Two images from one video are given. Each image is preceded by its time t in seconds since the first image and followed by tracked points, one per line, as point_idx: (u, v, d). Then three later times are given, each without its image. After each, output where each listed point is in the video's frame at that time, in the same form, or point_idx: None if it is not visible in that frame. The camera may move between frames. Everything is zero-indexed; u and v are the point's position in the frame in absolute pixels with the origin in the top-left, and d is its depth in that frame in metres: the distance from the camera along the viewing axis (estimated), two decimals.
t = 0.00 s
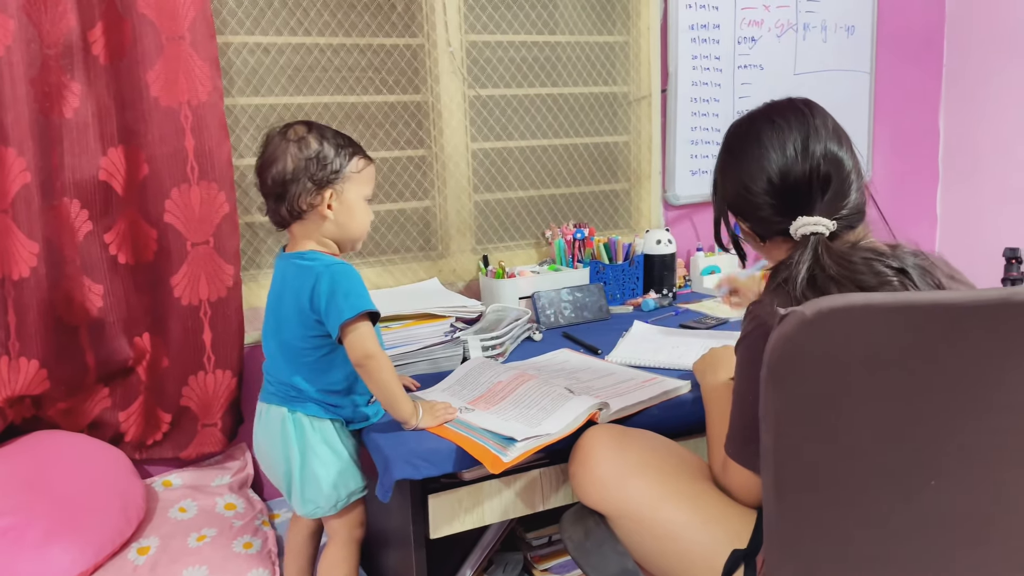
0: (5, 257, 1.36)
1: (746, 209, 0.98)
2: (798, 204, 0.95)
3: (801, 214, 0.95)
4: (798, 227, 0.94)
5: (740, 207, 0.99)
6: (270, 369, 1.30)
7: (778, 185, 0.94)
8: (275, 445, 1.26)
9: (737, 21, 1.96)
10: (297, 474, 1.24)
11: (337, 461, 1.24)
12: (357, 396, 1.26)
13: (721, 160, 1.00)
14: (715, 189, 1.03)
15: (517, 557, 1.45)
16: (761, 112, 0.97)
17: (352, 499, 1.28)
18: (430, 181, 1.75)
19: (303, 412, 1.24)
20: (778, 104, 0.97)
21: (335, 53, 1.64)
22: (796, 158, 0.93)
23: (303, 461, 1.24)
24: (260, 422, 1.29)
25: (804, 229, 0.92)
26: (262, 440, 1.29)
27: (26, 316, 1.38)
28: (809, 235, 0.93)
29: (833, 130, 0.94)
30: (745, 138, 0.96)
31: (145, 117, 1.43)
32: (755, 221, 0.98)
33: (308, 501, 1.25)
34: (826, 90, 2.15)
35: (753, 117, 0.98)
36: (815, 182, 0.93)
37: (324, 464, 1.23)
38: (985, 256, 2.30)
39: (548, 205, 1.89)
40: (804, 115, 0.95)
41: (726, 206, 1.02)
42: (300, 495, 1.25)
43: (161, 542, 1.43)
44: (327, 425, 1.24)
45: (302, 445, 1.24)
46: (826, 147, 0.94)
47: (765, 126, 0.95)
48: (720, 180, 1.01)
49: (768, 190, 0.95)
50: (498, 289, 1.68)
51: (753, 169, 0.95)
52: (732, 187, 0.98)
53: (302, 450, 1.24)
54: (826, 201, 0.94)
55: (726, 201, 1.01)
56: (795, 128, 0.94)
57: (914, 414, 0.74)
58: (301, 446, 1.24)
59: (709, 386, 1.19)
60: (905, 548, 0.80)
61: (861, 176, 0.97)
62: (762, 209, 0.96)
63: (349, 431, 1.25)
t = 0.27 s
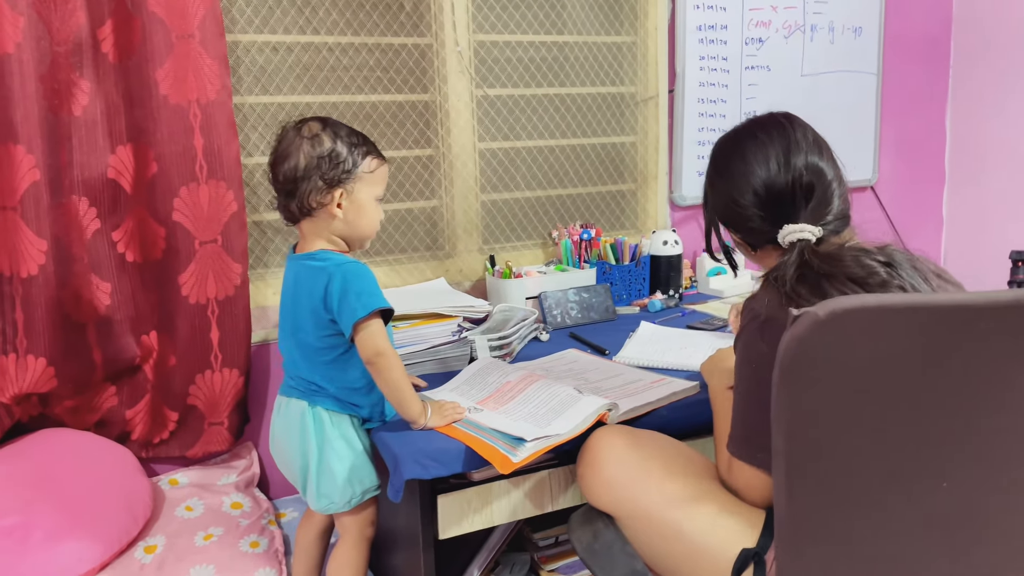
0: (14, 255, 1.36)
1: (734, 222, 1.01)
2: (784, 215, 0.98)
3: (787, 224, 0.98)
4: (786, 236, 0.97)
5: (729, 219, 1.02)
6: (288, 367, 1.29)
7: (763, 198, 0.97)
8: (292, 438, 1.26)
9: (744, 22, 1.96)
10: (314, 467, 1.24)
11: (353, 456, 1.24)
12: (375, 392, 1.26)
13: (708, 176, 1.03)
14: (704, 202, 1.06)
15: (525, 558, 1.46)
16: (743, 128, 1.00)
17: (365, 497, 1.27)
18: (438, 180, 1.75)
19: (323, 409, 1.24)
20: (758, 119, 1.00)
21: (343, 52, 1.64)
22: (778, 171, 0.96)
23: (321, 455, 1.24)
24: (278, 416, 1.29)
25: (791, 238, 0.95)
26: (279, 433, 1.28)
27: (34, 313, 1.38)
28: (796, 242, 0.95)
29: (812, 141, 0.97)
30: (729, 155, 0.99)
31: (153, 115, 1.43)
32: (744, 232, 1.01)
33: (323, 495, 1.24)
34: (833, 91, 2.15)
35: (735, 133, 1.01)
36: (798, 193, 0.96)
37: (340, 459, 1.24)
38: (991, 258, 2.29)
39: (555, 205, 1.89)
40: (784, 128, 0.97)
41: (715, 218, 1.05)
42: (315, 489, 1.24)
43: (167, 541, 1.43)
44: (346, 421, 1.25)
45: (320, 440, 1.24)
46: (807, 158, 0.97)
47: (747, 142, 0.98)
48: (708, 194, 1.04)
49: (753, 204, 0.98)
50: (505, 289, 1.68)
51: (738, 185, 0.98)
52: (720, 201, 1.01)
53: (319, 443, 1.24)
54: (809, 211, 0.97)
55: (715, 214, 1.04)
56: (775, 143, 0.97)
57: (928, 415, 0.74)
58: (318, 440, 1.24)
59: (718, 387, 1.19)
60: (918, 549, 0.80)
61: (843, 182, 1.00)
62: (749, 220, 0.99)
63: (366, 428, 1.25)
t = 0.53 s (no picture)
0: (20, 256, 1.36)
1: (716, 240, 1.09)
2: (759, 231, 1.05)
3: (763, 240, 1.05)
4: (764, 251, 1.03)
5: (711, 238, 1.10)
6: (296, 371, 1.30)
7: (739, 218, 1.05)
8: (298, 439, 1.27)
9: (747, 28, 1.96)
10: (320, 469, 1.25)
11: (359, 458, 1.25)
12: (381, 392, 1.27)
13: (689, 199, 1.11)
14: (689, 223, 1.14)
15: (526, 560, 1.46)
16: (717, 153, 1.08)
17: (370, 499, 1.28)
18: (442, 183, 1.76)
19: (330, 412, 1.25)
20: (731, 143, 1.07)
21: (349, 55, 1.64)
22: (751, 191, 1.03)
23: (327, 457, 1.25)
24: (285, 417, 1.30)
25: (768, 253, 1.02)
26: (285, 433, 1.29)
27: (39, 314, 1.38)
28: (773, 257, 1.02)
29: (782, 160, 1.04)
30: (705, 180, 1.07)
31: (160, 117, 1.43)
32: (726, 250, 1.09)
33: (328, 497, 1.25)
34: (835, 97, 2.16)
35: (710, 159, 1.08)
36: (770, 211, 1.04)
37: (346, 462, 1.24)
38: (991, 264, 2.30)
39: (558, 209, 1.90)
40: (754, 151, 1.05)
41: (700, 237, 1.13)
42: (321, 491, 1.25)
43: (171, 542, 1.44)
44: (353, 423, 1.25)
45: (327, 441, 1.24)
46: (778, 176, 1.04)
47: (720, 167, 1.06)
48: (691, 216, 1.12)
49: (730, 224, 1.06)
50: (508, 292, 1.69)
51: (715, 207, 1.06)
52: (701, 222, 1.09)
53: (326, 445, 1.25)
54: (783, 226, 1.04)
55: (699, 234, 1.12)
56: (746, 165, 1.04)
57: (930, 424, 0.75)
58: (325, 441, 1.25)
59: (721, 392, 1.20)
60: (920, 556, 0.81)
61: (816, 195, 1.07)
62: (729, 238, 1.07)
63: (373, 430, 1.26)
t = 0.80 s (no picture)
0: (22, 261, 1.36)
1: (711, 256, 1.10)
2: (754, 246, 1.06)
3: (758, 255, 1.06)
4: (759, 266, 1.04)
5: (706, 254, 1.11)
6: (291, 382, 1.29)
7: (733, 234, 1.06)
8: (298, 450, 1.26)
9: (750, 39, 1.97)
10: (320, 480, 1.25)
11: (360, 468, 1.25)
12: (379, 400, 1.27)
13: (683, 216, 1.12)
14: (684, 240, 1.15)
15: (526, 570, 1.47)
16: (710, 170, 1.09)
17: (371, 509, 1.28)
18: (444, 191, 1.76)
19: (329, 421, 1.25)
20: (723, 160, 1.09)
21: (353, 63, 1.65)
22: (744, 207, 1.05)
23: (327, 467, 1.25)
24: (283, 427, 1.30)
25: (764, 268, 1.03)
26: (284, 444, 1.29)
27: (41, 320, 1.38)
28: (769, 272, 1.03)
29: (774, 176, 1.05)
30: (699, 197, 1.09)
31: (164, 124, 1.44)
32: (721, 265, 1.10)
33: (330, 508, 1.25)
34: (836, 108, 2.16)
35: (703, 176, 1.10)
36: (764, 226, 1.05)
37: (346, 471, 1.24)
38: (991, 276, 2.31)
39: (559, 217, 1.90)
40: (746, 168, 1.06)
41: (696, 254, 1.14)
42: (322, 502, 1.25)
43: (170, 550, 1.43)
44: (353, 433, 1.25)
45: (326, 452, 1.24)
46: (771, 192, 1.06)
47: (713, 184, 1.07)
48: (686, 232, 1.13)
49: (725, 239, 1.07)
50: (509, 300, 1.69)
51: (709, 223, 1.08)
52: (696, 238, 1.11)
53: (326, 456, 1.25)
54: (777, 241, 1.05)
55: (695, 250, 1.13)
56: (738, 182, 1.06)
57: (934, 439, 0.75)
58: (325, 452, 1.24)
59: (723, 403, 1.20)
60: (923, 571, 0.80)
61: (809, 209, 1.08)
62: (724, 254, 1.08)
63: (373, 438, 1.25)
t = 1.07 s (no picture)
0: (16, 256, 1.36)
1: (705, 257, 1.10)
2: (748, 248, 1.06)
3: (752, 256, 1.06)
4: (754, 268, 1.04)
5: (700, 255, 1.11)
6: (286, 380, 1.29)
7: (727, 235, 1.06)
8: (292, 448, 1.26)
9: (748, 39, 1.97)
10: (314, 478, 1.24)
11: (353, 467, 1.25)
12: (372, 400, 1.27)
13: (677, 217, 1.12)
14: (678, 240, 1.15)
15: (519, 569, 1.47)
16: (704, 171, 1.09)
17: (365, 508, 1.28)
18: (440, 189, 1.75)
19: (322, 420, 1.25)
20: (717, 161, 1.09)
21: (350, 60, 1.64)
22: (738, 208, 1.05)
23: (321, 465, 1.24)
24: (277, 426, 1.29)
25: (758, 270, 1.03)
26: (278, 443, 1.29)
27: (34, 315, 1.38)
28: (763, 274, 1.03)
29: (768, 178, 1.05)
30: (693, 198, 1.09)
31: (159, 119, 1.43)
32: (715, 266, 1.10)
33: (323, 507, 1.25)
34: (833, 109, 2.16)
35: (697, 177, 1.10)
36: (758, 228, 1.05)
37: (340, 470, 1.24)
38: (987, 278, 2.31)
39: (556, 216, 1.90)
40: (740, 169, 1.06)
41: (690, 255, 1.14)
42: (315, 501, 1.25)
43: (162, 546, 1.43)
44: (347, 432, 1.24)
45: (320, 451, 1.24)
46: (765, 193, 1.06)
47: (708, 185, 1.07)
48: (680, 233, 1.13)
49: (719, 241, 1.07)
50: (504, 299, 1.69)
51: (703, 225, 1.08)
52: (690, 240, 1.10)
53: (319, 454, 1.24)
54: (772, 243, 1.05)
55: (689, 251, 1.13)
56: (732, 183, 1.05)
57: (927, 440, 0.75)
58: (318, 450, 1.24)
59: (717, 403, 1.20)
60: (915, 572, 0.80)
61: (803, 211, 1.08)
62: (718, 255, 1.08)
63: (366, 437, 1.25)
